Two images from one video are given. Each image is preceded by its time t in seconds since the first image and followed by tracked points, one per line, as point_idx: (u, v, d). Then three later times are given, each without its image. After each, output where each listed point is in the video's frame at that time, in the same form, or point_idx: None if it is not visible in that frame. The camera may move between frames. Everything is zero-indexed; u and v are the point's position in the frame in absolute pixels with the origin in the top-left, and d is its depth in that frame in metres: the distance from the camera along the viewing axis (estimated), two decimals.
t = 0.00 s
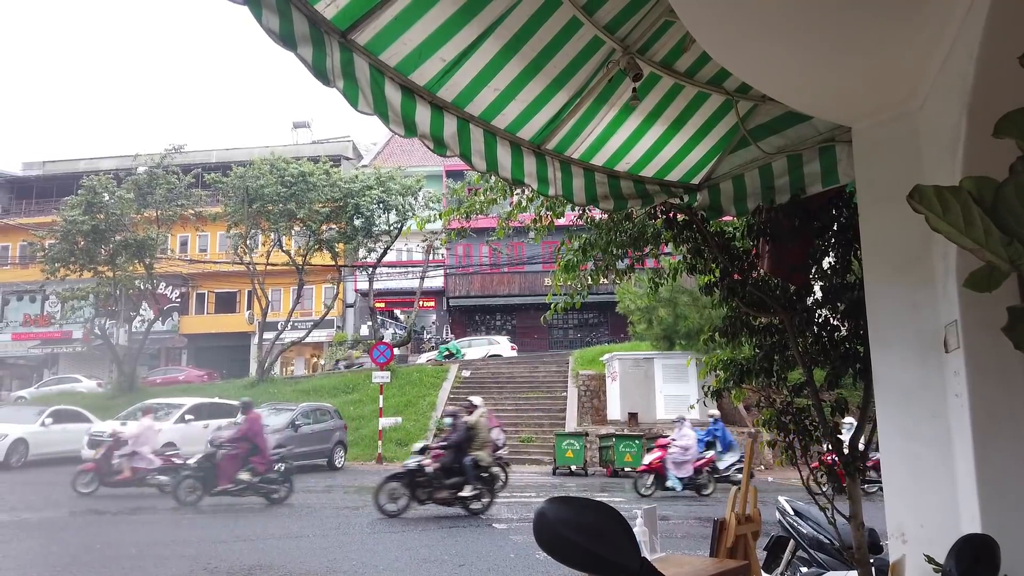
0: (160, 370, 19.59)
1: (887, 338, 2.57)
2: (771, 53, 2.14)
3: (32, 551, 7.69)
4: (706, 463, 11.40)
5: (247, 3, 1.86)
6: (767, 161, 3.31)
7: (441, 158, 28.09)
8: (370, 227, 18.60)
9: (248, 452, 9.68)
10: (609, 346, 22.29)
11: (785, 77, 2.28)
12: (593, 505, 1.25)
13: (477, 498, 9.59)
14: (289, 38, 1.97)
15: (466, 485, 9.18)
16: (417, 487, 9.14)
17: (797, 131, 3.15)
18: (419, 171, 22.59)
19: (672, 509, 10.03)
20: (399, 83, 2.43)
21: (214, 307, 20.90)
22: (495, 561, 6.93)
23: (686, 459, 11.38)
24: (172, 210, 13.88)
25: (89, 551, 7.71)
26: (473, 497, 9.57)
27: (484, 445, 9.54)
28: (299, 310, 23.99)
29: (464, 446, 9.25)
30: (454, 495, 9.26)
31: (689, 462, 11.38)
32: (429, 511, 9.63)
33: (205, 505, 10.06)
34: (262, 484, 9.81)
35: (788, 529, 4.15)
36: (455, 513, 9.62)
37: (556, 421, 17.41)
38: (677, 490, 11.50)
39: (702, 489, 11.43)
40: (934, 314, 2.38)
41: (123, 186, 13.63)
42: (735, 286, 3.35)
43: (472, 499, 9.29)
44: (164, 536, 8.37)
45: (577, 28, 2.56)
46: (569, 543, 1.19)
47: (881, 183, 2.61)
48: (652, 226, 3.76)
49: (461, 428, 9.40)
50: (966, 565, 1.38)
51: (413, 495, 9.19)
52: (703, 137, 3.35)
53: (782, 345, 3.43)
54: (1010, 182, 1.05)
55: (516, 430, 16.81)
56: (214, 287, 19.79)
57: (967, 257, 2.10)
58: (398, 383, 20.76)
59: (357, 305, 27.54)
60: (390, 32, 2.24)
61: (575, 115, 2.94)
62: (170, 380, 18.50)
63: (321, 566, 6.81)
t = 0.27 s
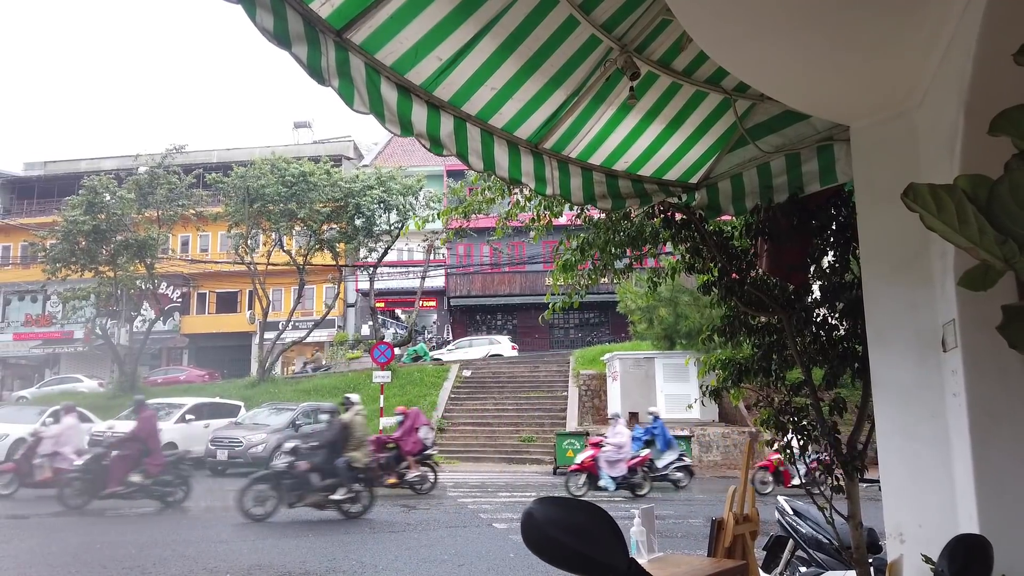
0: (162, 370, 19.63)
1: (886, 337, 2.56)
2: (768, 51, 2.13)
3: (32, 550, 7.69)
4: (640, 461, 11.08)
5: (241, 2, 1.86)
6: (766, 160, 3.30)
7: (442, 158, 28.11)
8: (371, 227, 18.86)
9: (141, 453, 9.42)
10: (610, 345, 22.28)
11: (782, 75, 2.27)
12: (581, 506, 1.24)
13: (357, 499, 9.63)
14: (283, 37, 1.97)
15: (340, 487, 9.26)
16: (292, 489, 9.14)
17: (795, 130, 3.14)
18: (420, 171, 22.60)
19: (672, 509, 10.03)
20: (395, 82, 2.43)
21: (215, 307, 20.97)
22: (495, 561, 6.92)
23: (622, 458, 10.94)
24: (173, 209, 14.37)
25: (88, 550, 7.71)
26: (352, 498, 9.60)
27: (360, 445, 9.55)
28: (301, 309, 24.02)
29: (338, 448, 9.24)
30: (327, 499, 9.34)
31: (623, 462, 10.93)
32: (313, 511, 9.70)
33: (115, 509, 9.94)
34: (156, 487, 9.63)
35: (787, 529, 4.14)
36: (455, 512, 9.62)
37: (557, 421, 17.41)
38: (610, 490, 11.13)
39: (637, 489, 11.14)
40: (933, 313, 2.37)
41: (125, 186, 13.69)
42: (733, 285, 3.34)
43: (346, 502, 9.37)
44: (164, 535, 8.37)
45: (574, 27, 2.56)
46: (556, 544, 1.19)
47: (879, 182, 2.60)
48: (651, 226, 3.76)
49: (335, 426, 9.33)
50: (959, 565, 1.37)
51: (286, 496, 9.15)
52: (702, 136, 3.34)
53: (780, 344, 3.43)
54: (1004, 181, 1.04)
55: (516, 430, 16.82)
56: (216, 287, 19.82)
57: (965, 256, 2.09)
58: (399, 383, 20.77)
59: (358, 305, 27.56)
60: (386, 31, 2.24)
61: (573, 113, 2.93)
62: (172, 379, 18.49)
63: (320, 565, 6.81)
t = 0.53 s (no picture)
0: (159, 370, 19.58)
1: (880, 336, 2.56)
2: (763, 50, 2.13)
3: (26, 551, 7.66)
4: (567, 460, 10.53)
5: None
6: (762, 160, 3.30)
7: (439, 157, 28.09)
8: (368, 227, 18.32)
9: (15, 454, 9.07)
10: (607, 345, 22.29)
11: (776, 74, 2.27)
12: (571, 505, 1.24)
13: (214, 503, 9.37)
14: (275, 36, 1.96)
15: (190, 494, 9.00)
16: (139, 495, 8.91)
17: (790, 129, 3.14)
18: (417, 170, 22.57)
19: (669, 509, 10.03)
20: (389, 81, 2.42)
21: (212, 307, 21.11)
22: (491, 561, 6.92)
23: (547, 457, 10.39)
24: (170, 209, 14.24)
25: (83, 551, 7.68)
26: (208, 503, 9.33)
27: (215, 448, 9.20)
28: (298, 309, 23.97)
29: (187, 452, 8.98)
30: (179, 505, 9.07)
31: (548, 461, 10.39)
32: (166, 517, 9.45)
33: (10, 511, 9.80)
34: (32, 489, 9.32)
35: (783, 528, 4.14)
36: (452, 512, 9.61)
37: (554, 420, 17.41)
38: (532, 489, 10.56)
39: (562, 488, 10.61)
40: (927, 313, 2.37)
41: (121, 186, 13.61)
42: (728, 285, 3.34)
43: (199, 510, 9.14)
44: (160, 536, 8.34)
45: (568, 25, 2.55)
46: (544, 544, 1.18)
47: (874, 180, 2.60)
48: (647, 225, 3.76)
49: (185, 427, 9.05)
50: (951, 565, 1.37)
51: (130, 502, 8.97)
52: (697, 135, 3.34)
53: (776, 344, 3.43)
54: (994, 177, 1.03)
55: (514, 429, 16.81)
56: (212, 287, 19.77)
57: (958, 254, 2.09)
58: (397, 382, 20.75)
59: (356, 305, 27.53)
60: (379, 31, 2.24)
61: (568, 112, 2.92)
62: (169, 379, 18.44)
63: (316, 566, 6.80)
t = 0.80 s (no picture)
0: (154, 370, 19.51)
1: (874, 337, 2.56)
2: (758, 50, 2.13)
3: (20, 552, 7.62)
4: (483, 462, 10.39)
5: None
6: (757, 160, 3.30)
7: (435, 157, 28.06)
8: (364, 226, 18.24)
9: None
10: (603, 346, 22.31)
11: (772, 75, 2.27)
12: (564, 507, 1.24)
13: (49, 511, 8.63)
14: (270, 36, 1.95)
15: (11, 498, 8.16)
16: None
17: (785, 130, 3.15)
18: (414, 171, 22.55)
19: (664, 509, 10.04)
20: (385, 82, 2.42)
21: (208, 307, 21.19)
22: (486, 561, 6.92)
23: (462, 459, 10.30)
24: (166, 208, 14.16)
25: (78, 552, 7.64)
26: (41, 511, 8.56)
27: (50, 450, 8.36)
28: (294, 309, 23.92)
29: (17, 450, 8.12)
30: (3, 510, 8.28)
31: (463, 462, 10.30)
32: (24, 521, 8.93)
33: None
34: None
35: (777, 528, 4.15)
36: (447, 513, 9.61)
37: (550, 421, 17.41)
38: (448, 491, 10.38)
39: (479, 491, 10.51)
40: (922, 314, 2.37)
41: (116, 185, 13.57)
42: (723, 285, 3.35)
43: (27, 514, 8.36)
44: (155, 537, 8.31)
45: (563, 26, 2.55)
46: (537, 545, 1.18)
47: (868, 181, 2.61)
48: (642, 226, 3.75)
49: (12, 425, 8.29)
50: (943, 565, 1.37)
51: None
52: (693, 136, 3.34)
53: (770, 344, 3.43)
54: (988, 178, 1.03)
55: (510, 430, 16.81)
56: (207, 287, 19.71)
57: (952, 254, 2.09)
58: (393, 383, 20.73)
59: (352, 305, 27.50)
60: (374, 31, 2.24)
61: (564, 112, 2.92)
62: (164, 380, 18.38)
63: (312, 566, 6.79)
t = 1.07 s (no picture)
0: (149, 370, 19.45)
1: (869, 339, 2.57)
2: (754, 51, 2.13)
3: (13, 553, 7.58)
4: (391, 464, 10.05)
5: None
6: (752, 161, 3.31)
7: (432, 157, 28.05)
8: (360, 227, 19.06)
9: None
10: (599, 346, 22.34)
11: (768, 77, 2.28)
12: (558, 509, 1.24)
13: None
14: (264, 35, 1.94)
15: None
16: None
17: (780, 131, 3.16)
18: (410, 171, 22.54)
19: (660, 509, 10.07)
20: (381, 82, 2.41)
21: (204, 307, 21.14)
22: (482, 562, 6.93)
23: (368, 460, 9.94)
24: (161, 208, 14.25)
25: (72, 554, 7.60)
26: None
27: None
28: (290, 309, 23.88)
29: None
30: None
31: (370, 463, 9.95)
32: None
33: None
34: None
35: (772, 529, 4.15)
36: (443, 513, 9.61)
37: (546, 421, 17.43)
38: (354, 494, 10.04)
39: (387, 493, 10.16)
40: (916, 315, 2.38)
41: (111, 185, 13.52)
42: (719, 286, 3.35)
43: None
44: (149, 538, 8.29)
45: (559, 27, 2.56)
46: (531, 546, 1.18)
47: (864, 183, 2.61)
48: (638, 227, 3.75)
49: None
50: (936, 565, 1.37)
51: None
52: (688, 136, 3.35)
53: (765, 345, 3.44)
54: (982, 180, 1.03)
55: (506, 430, 16.81)
56: (203, 287, 19.65)
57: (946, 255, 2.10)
58: (389, 383, 20.71)
59: (347, 305, 27.47)
60: (369, 32, 2.24)
61: (560, 113, 2.93)
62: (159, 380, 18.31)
63: (307, 567, 6.79)
